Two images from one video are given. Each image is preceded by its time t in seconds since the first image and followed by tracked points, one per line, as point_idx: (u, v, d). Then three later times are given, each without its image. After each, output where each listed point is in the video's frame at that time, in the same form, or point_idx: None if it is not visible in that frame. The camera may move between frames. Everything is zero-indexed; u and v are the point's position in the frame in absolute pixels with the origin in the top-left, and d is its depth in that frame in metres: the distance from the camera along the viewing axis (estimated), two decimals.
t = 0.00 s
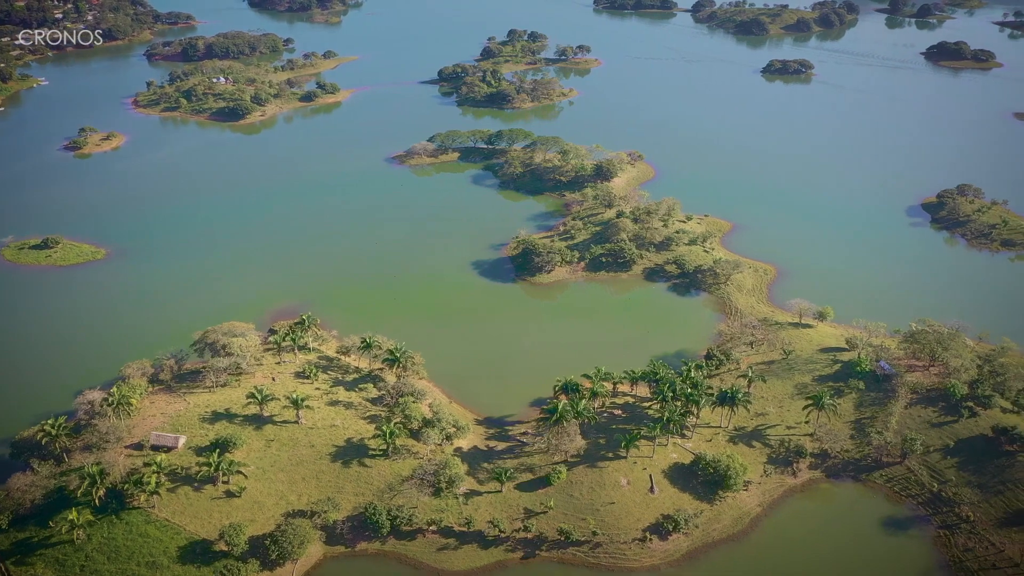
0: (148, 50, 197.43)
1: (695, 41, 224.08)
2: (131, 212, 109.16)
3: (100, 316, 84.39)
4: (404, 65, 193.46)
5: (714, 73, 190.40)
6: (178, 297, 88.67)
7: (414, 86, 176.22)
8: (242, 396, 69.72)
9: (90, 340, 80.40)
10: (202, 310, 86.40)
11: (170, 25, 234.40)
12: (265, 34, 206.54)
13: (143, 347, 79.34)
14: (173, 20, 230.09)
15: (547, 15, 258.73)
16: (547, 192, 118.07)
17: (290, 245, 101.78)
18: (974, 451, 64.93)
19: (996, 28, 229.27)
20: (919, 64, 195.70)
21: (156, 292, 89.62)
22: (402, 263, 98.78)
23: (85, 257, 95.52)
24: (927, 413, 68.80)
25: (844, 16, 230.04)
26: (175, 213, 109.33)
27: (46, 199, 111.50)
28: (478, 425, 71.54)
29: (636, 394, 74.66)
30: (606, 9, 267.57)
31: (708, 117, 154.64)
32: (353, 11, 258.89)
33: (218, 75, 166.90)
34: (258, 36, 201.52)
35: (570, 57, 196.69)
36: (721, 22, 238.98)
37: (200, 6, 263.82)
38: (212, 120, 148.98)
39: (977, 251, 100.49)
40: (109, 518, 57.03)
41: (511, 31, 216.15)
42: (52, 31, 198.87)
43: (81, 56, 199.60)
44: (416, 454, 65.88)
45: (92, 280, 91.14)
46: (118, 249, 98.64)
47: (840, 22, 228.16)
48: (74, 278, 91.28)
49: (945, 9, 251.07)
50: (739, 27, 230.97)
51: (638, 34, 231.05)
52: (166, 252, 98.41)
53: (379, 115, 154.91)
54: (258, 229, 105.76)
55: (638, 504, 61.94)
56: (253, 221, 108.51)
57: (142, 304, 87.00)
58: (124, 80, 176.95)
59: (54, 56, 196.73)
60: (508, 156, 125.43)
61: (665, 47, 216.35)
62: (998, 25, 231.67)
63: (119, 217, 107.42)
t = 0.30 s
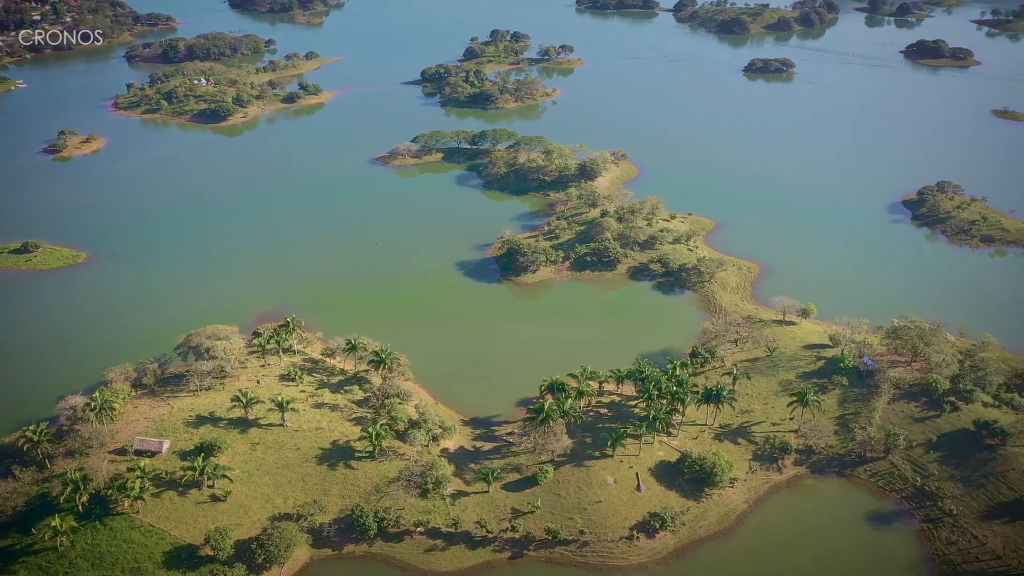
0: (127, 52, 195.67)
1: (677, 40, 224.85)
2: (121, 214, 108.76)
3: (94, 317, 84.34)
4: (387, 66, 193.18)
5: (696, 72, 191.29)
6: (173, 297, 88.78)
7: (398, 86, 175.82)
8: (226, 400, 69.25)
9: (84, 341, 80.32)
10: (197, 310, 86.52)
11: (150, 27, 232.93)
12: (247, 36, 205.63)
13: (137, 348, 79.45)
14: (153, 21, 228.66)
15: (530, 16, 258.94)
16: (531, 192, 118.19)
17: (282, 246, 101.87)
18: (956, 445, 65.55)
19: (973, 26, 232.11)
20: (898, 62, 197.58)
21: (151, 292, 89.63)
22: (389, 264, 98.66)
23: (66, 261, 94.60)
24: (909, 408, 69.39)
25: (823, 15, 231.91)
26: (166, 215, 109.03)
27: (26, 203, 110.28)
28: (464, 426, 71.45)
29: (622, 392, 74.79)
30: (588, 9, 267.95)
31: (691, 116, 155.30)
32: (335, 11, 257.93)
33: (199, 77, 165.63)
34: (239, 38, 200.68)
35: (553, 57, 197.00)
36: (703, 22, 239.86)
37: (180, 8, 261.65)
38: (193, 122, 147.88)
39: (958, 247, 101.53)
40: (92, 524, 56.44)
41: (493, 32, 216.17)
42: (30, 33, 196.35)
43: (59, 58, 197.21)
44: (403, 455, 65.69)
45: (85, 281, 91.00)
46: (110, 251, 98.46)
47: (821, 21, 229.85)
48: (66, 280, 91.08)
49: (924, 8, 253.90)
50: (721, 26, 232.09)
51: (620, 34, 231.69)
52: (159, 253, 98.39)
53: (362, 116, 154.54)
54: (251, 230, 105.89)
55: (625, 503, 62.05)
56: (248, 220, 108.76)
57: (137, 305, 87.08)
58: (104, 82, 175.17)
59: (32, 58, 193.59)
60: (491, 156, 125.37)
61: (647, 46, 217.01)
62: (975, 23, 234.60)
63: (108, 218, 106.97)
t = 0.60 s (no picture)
0: (108, 54, 193.83)
1: (660, 40, 225.35)
2: (114, 215, 108.56)
3: (91, 317, 84.46)
4: (371, 66, 192.60)
5: (679, 71, 191.88)
6: (171, 297, 88.99)
7: (382, 87, 175.34)
8: (212, 403, 68.77)
9: (81, 341, 80.43)
10: (194, 310, 86.75)
11: (131, 27, 231.06)
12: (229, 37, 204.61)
13: (135, 348, 79.62)
14: (134, 22, 226.81)
15: (513, 16, 258.92)
16: (516, 192, 118.23)
17: (275, 246, 101.97)
18: (939, 440, 66.12)
19: (952, 25, 234.32)
20: (880, 60, 199.02)
21: (148, 292, 89.81)
22: (377, 265, 98.46)
23: (48, 264, 93.82)
24: (894, 404, 69.89)
25: (805, 15, 233.35)
26: (164, 216, 109.26)
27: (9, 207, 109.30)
28: (452, 426, 71.34)
29: (609, 391, 74.86)
30: (571, 9, 267.75)
31: (676, 116, 155.77)
32: (318, 12, 256.81)
33: (181, 78, 164.34)
34: (222, 39, 199.50)
35: (537, 57, 197.09)
36: (686, 21, 240.42)
37: (162, 8, 259.65)
38: (176, 124, 146.81)
39: (940, 244, 102.39)
40: (76, 531, 56.00)
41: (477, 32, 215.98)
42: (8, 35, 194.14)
43: (39, 60, 195.09)
44: (390, 457, 65.50)
45: (81, 282, 91.10)
46: (106, 251, 98.44)
47: (802, 20, 231.20)
48: (62, 281, 91.10)
49: (904, 6, 256.05)
50: (703, 25, 232.95)
51: (603, 34, 232.12)
52: (155, 254, 98.52)
53: (347, 116, 154.06)
54: (244, 230, 105.82)
55: (613, 501, 62.15)
56: (243, 221, 108.87)
57: (134, 305, 87.24)
58: (84, 84, 173.53)
59: (11, 60, 191.09)
60: (476, 157, 125.30)
61: (631, 46, 217.40)
62: (954, 22, 236.88)
63: (101, 220, 106.83)
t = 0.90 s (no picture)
0: (89, 56, 191.93)
1: (643, 39, 225.59)
2: (109, 216, 108.54)
3: (91, 317, 84.60)
4: (355, 67, 191.96)
5: (663, 70, 192.37)
6: (171, 296, 89.21)
7: (366, 88, 174.78)
8: (197, 406, 68.30)
9: (80, 342, 80.49)
10: (193, 309, 86.94)
11: (112, 29, 228.86)
12: (211, 38, 203.56)
13: (136, 347, 79.85)
14: (115, 24, 224.71)
15: (497, 16, 258.64)
16: (502, 192, 118.24)
17: (271, 245, 102.26)
18: (924, 435, 66.65)
19: (932, 24, 236.35)
20: (862, 59, 200.21)
21: (146, 292, 89.95)
22: (365, 266, 98.26)
23: (28, 269, 92.55)
24: (879, 400, 70.42)
25: (788, 14, 234.42)
26: (164, 216, 109.48)
27: None
28: (440, 427, 71.23)
29: (596, 391, 74.94)
30: (555, 9, 267.49)
31: (660, 115, 156.18)
32: (302, 13, 255.53)
33: (163, 80, 163.06)
34: (205, 40, 198.33)
35: (521, 57, 196.96)
36: (670, 20, 240.76)
37: (143, 9, 257.24)
38: (159, 126, 145.72)
39: (923, 241, 103.16)
40: (61, 537, 55.58)
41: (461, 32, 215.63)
42: None
43: (18, 62, 192.93)
44: (378, 459, 65.28)
45: (81, 282, 91.29)
46: (105, 252, 98.63)
47: (785, 19, 232.28)
48: (61, 282, 91.26)
49: (885, 6, 258.01)
50: (687, 25, 233.52)
51: (587, 34, 232.38)
52: (155, 253, 98.77)
53: (332, 118, 153.47)
54: (236, 231, 105.50)
55: (601, 500, 62.21)
56: (240, 220, 109.16)
57: (135, 305, 87.43)
58: (64, 87, 171.77)
59: None
60: (461, 157, 125.17)
61: (615, 45, 217.63)
62: (934, 21, 238.98)
63: (97, 221, 106.93)
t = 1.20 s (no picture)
0: (70, 57, 190.13)
1: (627, 39, 226.07)
2: (108, 217, 108.80)
3: (92, 317, 84.85)
4: (340, 68, 191.31)
5: (648, 70, 192.89)
6: (171, 296, 89.51)
7: (351, 89, 174.25)
8: (183, 410, 67.83)
9: (81, 341, 80.71)
10: (192, 308, 87.12)
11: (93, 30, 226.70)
12: (194, 39, 202.48)
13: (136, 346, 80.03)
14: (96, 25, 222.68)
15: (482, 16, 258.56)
16: (488, 193, 118.21)
17: (269, 245, 102.53)
18: (909, 430, 67.15)
19: (914, 23, 238.32)
20: (845, 58, 201.47)
21: (146, 292, 90.17)
22: (352, 267, 97.96)
23: (11, 272, 91.79)
24: (864, 396, 70.89)
25: (771, 13, 235.37)
26: (164, 215, 109.80)
27: None
28: (428, 428, 71.10)
29: (583, 390, 75.01)
30: (540, 9, 267.40)
31: (645, 114, 156.56)
32: (286, 13, 254.35)
33: (146, 81, 161.92)
34: (188, 42, 197.18)
35: (506, 57, 196.93)
36: (654, 20, 241.28)
37: (124, 10, 254.88)
38: (142, 128, 144.71)
39: (906, 238, 103.89)
40: (47, 543, 55.25)
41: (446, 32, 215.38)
42: None
43: None
44: (366, 460, 65.06)
45: (82, 282, 91.50)
46: (105, 251, 98.95)
47: (768, 18, 233.62)
48: (61, 282, 91.50)
49: (867, 5, 259.99)
50: (671, 24, 234.22)
51: (572, 34, 232.72)
52: (155, 253, 99.09)
53: (317, 119, 152.87)
54: (227, 233, 105.32)
55: (590, 500, 62.26)
56: (237, 220, 109.43)
57: (135, 304, 87.65)
58: (45, 89, 170.10)
59: None
60: (447, 157, 125.03)
61: (599, 45, 217.97)
62: (915, 20, 241.04)
63: (96, 221, 107.16)
